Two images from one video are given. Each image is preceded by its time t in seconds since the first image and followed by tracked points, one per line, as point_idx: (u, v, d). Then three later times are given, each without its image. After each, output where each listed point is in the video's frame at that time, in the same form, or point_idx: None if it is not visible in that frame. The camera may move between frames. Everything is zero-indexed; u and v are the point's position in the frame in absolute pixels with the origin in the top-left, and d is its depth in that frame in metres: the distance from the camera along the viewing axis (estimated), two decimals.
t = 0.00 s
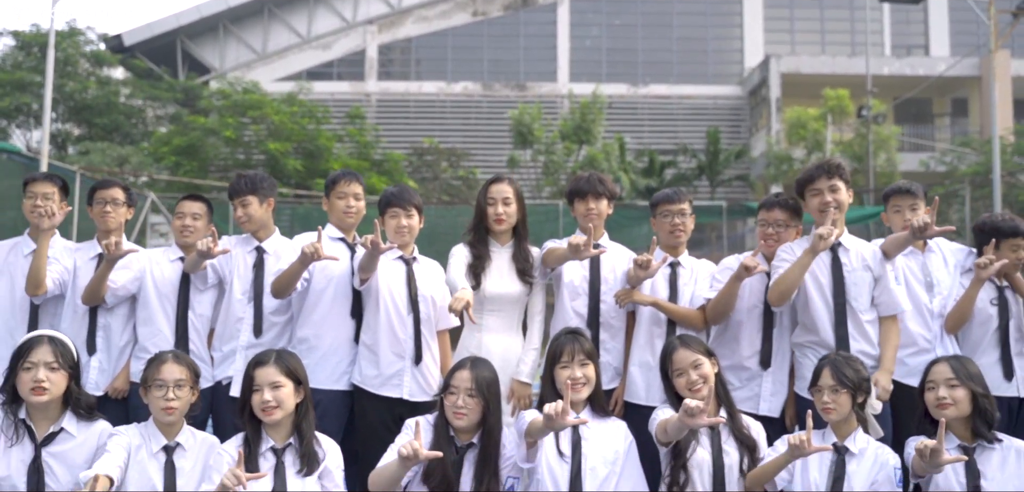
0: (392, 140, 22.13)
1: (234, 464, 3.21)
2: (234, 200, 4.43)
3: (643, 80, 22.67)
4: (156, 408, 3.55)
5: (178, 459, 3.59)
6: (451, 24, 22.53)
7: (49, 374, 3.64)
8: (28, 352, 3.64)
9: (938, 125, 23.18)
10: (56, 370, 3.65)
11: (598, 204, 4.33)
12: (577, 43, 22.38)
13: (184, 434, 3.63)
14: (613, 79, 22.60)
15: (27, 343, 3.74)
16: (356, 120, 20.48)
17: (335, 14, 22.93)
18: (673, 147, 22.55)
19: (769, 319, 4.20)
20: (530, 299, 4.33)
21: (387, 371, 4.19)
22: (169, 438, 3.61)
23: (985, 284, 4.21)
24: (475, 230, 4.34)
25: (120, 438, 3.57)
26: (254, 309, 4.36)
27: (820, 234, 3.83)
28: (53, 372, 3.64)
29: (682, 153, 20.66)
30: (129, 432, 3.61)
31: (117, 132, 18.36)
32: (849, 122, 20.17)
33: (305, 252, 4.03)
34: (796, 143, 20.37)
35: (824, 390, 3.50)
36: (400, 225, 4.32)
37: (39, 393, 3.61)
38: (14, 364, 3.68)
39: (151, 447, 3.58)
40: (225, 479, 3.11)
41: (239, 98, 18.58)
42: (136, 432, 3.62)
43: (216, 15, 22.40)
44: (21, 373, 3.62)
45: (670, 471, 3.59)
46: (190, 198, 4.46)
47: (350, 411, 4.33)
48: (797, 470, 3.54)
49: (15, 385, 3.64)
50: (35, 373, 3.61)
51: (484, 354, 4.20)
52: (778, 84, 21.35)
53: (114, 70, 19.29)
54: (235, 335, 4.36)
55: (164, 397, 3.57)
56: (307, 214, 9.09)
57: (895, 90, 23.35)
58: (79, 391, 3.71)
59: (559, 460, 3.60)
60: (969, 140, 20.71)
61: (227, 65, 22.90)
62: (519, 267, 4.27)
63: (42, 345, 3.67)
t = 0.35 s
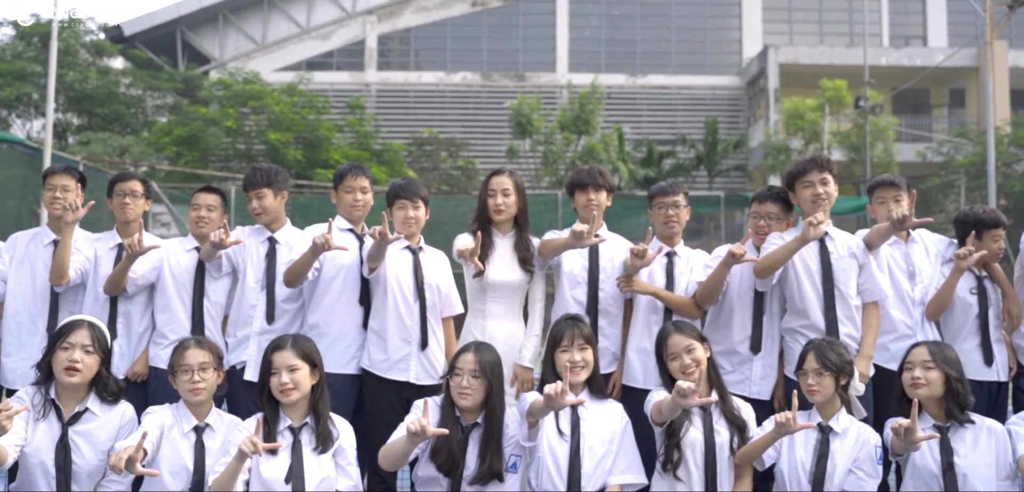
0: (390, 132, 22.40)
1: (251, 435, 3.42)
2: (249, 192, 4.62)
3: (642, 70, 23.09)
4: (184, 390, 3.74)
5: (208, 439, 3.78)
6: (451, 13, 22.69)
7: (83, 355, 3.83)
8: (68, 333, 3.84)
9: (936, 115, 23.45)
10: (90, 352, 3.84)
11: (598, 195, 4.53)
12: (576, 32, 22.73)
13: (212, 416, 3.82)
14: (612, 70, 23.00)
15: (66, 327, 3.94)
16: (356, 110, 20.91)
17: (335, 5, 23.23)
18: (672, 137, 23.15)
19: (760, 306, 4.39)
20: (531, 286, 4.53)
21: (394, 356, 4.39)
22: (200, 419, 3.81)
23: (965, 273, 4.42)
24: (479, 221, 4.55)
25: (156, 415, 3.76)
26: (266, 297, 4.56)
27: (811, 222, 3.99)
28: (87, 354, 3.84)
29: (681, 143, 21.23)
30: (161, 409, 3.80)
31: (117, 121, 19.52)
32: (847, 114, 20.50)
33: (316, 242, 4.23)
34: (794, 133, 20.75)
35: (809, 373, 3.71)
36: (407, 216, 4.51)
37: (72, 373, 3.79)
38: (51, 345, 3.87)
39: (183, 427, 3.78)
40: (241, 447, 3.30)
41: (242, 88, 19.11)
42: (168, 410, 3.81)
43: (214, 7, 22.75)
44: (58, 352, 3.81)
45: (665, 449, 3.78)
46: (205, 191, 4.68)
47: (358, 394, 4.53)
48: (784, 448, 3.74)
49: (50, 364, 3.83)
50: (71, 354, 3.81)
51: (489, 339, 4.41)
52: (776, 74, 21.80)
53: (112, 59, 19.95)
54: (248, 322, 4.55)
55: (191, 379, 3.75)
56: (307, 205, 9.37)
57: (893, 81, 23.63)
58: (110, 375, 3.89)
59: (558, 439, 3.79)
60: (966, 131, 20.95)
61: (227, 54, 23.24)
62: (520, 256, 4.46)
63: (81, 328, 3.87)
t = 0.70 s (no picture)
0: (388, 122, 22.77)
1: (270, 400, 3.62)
2: (262, 183, 4.83)
3: (640, 58, 23.60)
4: (206, 375, 3.88)
5: (236, 418, 3.92)
6: (447, 2, 23.33)
7: (117, 342, 3.86)
8: (102, 320, 3.85)
9: (932, 103, 23.82)
10: (123, 338, 3.86)
11: (594, 187, 4.74)
12: (573, 21, 23.31)
13: (239, 397, 3.97)
14: (610, 57, 23.50)
15: (97, 314, 3.96)
16: (355, 98, 21.51)
17: None
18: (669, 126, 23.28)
19: (748, 292, 4.60)
20: (530, 273, 4.75)
21: (399, 340, 4.61)
22: (228, 400, 3.95)
23: (942, 261, 4.67)
24: (481, 211, 4.78)
25: (186, 395, 3.89)
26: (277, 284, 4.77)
27: (797, 201, 4.16)
28: (120, 341, 3.85)
29: (678, 132, 21.86)
30: (190, 390, 3.95)
31: (116, 109, 20.39)
32: (845, 101, 21.05)
33: (322, 234, 4.45)
34: (790, 122, 21.24)
35: (793, 355, 3.93)
36: (413, 207, 4.73)
37: (106, 360, 3.82)
38: (85, 331, 3.88)
39: (212, 407, 3.92)
40: (260, 414, 3.52)
41: (242, 78, 19.63)
42: (196, 393, 3.94)
43: None
44: (91, 339, 3.82)
45: (657, 427, 4.00)
46: (219, 183, 4.95)
47: (365, 376, 4.75)
48: (769, 426, 3.97)
49: (84, 351, 3.84)
50: (105, 340, 3.83)
51: (490, 325, 4.63)
52: (773, 63, 22.17)
53: (110, 45, 20.93)
54: (260, 308, 4.76)
55: (212, 366, 3.89)
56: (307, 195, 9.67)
57: (889, 69, 24.03)
58: (141, 362, 3.91)
59: (555, 417, 4.02)
60: (962, 119, 21.33)
61: (225, 41, 24.56)
62: (519, 245, 4.68)
63: (114, 315, 3.89)
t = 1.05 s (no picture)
0: (386, 107, 23.98)
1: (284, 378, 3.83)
2: (274, 172, 5.01)
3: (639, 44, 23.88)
4: (226, 358, 4.09)
5: (254, 398, 4.13)
6: None
7: (142, 326, 4.06)
8: (128, 305, 4.05)
9: (930, 89, 24.11)
10: (148, 323, 4.06)
11: (592, 178, 4.93)
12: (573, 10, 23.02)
13: (256, 377, 4.18)
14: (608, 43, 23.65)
15: (122, 299, 4.15)
16: (354, 84, 21.84)
17: None
18: (667, 112, 24.50)
19: (738, 277, 4.79)
20: (530, 259, 4.94)
21: (404, 323, 4.80)
22: (245, 380, 4.16)
23: (923, 248, 4.88)
24: (482, 201, 4.97)
25: (205, 376, 4.10)
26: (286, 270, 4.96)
27: (786, 186, 4.36)
28: (145, 325, 4.05)
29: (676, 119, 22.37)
30: (209, 371, 4.15)
31: (115, 95, 20.59)
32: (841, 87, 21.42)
33: (326, 223, 4.64)
34: (788, 108, 21.82)
35: (780, 338, 4.13)
36: (417, 196, 4.92)
37: (133, 341, 4.01)
38: (110, 315, 4.07)
39: (229, 387, 4.12)
40: (273, 386, 3.72)
41: (241, 64, 19.88)
42: (215, 373, 4.15)
43: None
44: (118, 323, 4.02)
45: (650, 405, 4.21)
46: (230, 172, 5.08)
47: (370, 357, 4.95)
48: (757, 404, 4.18)
49: (111, 334, 4.03)
50: (132, 324, 4.03)
51: (491, 310, 4.83)
52: (770, 49, 22.77)
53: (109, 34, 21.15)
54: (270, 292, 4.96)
55: (231, 348, 4.10)
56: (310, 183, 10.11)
57: (888, 55, 24.34)
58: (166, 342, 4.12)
59: (554, 396, 4.23)
60: (959, 105, 21.65)
61: (225, 28, 24.96)
62: (519, 232, 4.88)
63: (139, 300, 4.09)
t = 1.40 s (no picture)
0: (388, 92, 24.63)
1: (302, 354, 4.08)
2: (287, 161, 5.22)
3: (637, 31, 25.57)
4: (244, 339, 4.33)
5: (269, 378, 4.36)
6: None
7: (166, 309, 4.29)
8: (152, 290, 4.28)
9: (928, 76, 24.41)
10: (172, 305, 4.30)
11: (589, 169, 5.15)
12: None
13: (272, 358, 4.42)
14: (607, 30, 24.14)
15: (144, 284, 4.38)
16: (354, 70, 22.19)
17: None
18: (665, 98, 25.33)
19: (729, 263, 5.00)
20: (528, 246, 5.17)
21: (410, 306, 5.04)
22: (261, 361, 4.40)
23: (903, 235, 5.12)
24: (484, 191, 5.19)
25: (223, 358, 4.33)
26: (297, 257, 5.18)
27: (779, 167, 4.55)
28: (169, 307, 4.29)
29: (675, 105, 22.89)
30: (227, 354, 4.38)
31: (115, 81, 20.81)
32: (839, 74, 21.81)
33: (334, 212, 4.86)
34: (785, 95, 22.30)
35: (767, 320, 4.36)
36: (422, 184, 5.14)
37: (159, 324, 4.25)
38: (135, 300, 4.30)
39: (246, 367, 4.36)
40: (291, 361, 3.97)
41: (240, 50, 20.10)
42: (233, 355, 4.38)
43: None
44: (143, 307, 4.25)
45: (645, 384, 4.45)
46: (242, 162, 5.28)
47: (377, 340, 5.18)
48: (745, 383, 4.42)
49: (137, 317, 4.26)
50: (156, 308, 4.25)
51: (494, 295, 5.07)
52: (768, 36, 23.56)
53: (109, 21, 21.43)
54: (282, 278, 5.19)
55: (249, 330, 4.34)
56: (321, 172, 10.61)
57: (885, 42, 24.67)
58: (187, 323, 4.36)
59: (554, 376, 4.46)
60: (956, 91, 21.97)
61: (224, 14, 25.57)
62: (519, 221, 5.11)
63: (160, 285, 4.32)
